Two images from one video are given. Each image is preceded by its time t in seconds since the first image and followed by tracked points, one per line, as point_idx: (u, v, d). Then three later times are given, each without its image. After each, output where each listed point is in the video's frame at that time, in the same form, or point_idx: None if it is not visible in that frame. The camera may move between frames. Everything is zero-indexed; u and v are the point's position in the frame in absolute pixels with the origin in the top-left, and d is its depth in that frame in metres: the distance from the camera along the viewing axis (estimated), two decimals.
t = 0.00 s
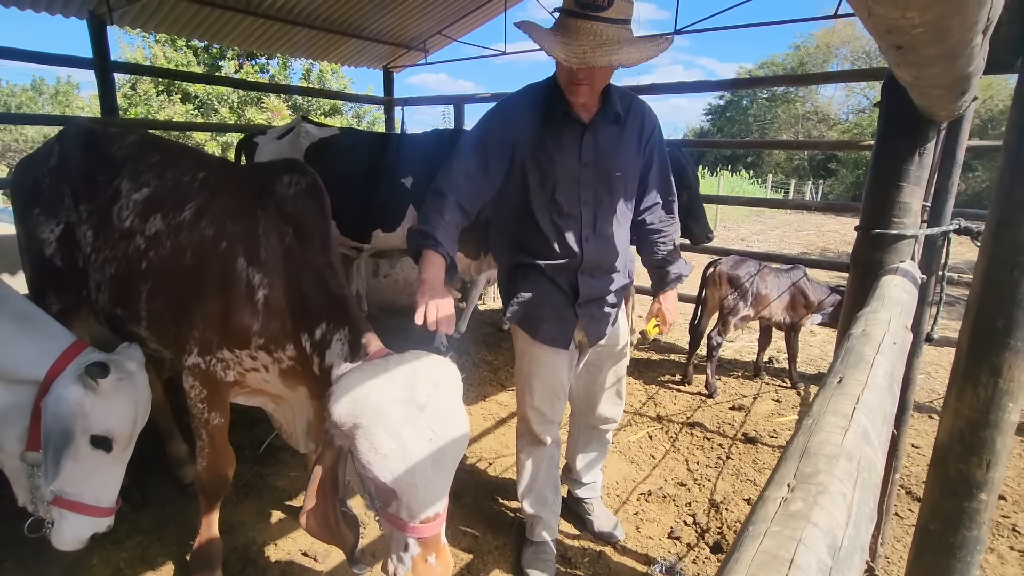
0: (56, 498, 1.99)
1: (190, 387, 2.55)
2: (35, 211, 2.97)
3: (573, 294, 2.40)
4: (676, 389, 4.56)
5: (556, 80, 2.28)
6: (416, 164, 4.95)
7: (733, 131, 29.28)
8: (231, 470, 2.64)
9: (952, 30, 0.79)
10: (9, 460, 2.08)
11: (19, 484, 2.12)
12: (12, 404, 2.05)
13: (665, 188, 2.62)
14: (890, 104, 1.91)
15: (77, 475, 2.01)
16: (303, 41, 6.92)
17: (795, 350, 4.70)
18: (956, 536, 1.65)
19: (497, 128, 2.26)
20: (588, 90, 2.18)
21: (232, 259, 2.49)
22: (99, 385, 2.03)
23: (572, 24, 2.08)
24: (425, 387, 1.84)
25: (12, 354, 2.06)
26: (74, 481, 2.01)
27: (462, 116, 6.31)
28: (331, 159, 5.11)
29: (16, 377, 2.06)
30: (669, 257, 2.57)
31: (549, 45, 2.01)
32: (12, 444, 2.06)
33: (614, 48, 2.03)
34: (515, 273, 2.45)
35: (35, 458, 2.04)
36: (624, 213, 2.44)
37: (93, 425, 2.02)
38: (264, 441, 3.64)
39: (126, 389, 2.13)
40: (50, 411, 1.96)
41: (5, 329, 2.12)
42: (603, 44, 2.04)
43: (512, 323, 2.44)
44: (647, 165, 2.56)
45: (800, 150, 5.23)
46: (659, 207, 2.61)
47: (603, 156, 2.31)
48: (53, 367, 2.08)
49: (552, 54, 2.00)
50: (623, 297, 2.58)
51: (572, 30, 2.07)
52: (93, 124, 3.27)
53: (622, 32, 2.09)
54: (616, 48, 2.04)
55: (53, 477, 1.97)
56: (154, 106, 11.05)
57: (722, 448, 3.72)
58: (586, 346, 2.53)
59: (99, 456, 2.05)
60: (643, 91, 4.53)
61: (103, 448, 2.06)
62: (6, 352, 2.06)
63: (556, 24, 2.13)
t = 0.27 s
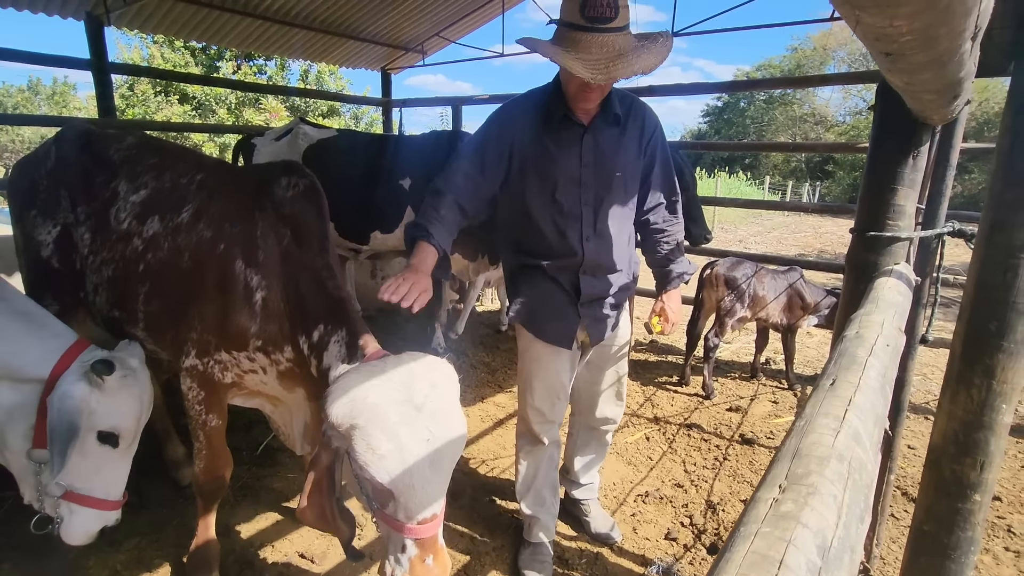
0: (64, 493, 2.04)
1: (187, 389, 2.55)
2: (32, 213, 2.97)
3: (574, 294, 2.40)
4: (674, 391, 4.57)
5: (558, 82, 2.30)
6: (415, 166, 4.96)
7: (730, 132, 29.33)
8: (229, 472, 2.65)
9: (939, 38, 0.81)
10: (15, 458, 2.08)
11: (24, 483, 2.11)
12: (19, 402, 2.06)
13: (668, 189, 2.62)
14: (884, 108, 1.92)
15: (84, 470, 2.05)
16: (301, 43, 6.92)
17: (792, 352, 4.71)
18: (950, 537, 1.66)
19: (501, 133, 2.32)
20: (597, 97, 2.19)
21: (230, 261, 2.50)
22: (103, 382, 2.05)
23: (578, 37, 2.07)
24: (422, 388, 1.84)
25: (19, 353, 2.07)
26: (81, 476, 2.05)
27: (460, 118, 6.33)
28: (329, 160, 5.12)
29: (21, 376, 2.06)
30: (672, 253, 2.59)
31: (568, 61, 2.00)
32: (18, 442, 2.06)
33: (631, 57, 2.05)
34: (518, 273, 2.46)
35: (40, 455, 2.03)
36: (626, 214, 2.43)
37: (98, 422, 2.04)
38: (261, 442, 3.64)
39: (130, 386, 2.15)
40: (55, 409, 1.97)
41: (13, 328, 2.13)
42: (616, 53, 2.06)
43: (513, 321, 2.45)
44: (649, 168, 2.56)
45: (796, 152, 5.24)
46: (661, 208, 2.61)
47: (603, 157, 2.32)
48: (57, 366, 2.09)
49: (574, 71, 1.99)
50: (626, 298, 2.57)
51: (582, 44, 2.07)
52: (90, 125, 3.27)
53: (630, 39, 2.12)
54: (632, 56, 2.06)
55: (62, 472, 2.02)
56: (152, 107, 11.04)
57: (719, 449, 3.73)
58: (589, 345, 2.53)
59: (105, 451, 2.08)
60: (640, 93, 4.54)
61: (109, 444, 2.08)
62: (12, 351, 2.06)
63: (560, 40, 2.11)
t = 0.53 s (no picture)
0: (67, 492, 2.05)
1: (184, 391, 2.56)
2: (29, 213, 2.97)
3: (575, 293, 2.42)
4: (670, 391, 4.58)
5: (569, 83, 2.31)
6: (413, 167, 4.96)
7: (727, 133, 29.38)
8: (225, 473, 2.64)
9: (927, 44, 0.81)
10: (14, 460, 2.05)
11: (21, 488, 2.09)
12: (17, 403, 2.05)
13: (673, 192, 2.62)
14: (878, 111, 1.93)
15: (87, 469, 2.07)
16: (298, 43, 6.92)
17: (788, 352, 4.73)
18: (943, 537, 1.67)
19: (508, 132, 2.33)
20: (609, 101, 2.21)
21: (227, 262, 2.50)
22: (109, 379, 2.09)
23: (591, 49, 2.08)
24: (418, 389, 1.85)
25: (17, 354, 2.07)
26: (84, 474, 2.07)
27: (457, 119, 6.34)
28: (328, 160, 5.13)
29: (21, 377, 2.06)
30: (676, 249, 2.60)
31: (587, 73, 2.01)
32: (17, 445, 2.05)
33: (646, 64, 2.09)
34: (522, 273, 2.49)
35: (42, 455, 2.02)
36: (625, 213, 2.43)
37: (104, 419, 2.07)
38: (257, 443, 3.64)
39: (133, 384, 2.19)
40: (64, 405, 2.00)
41: (9, 329, 2.12)
42: (631, 61, 2.08)
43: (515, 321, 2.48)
44: (653, 171, 2.55)
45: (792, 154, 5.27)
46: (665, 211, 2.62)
47: (607, 159, 2.33)
48: (57, 366, 2.09)
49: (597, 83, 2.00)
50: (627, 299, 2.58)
51: (597, 55, 2.08)
52: (86, 126, 3.27)
53: (640, 47, 2.14)
54: (645, 63, 2.09)
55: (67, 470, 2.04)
56: (148, 107, 11.01)
57: (716, 450, 3.74)
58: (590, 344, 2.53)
59: (109, 450, 2.10)
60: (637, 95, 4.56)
61: (113, 441, 2.10)
62: (9, 352, 2.07)
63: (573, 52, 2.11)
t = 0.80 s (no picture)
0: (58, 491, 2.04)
1: (180, 391, 2.56)
2: (24, 213, 2.96)
3: (579, 292, 2.42)
4: (667, 392, 4.59)
5: (581, 84, 2.32)
6: (413, 166, 5.02)
7: (724, 134, 29.44)
8: (221, 473, 2.64)
9: (919, 47, 0.82)
10: (6, 459, 2.05)
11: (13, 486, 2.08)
12: (13, 402, 2.05)
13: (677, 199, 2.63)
14: (873, 113, 1.94)
15: (79, 469, 2.06)
16: (296, 43, 6.91)
17: (783, 353, 4.74)
18: (936, 537, 1.68)
19: (519, 134, 2.37)
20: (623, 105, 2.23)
21: (223, 261, 2.50)
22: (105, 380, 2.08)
23: (613, 55, 2.08)
24: (414, 390, 1.85)
25: (15, 353, 2.08)
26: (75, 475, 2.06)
27: (454, 119, 6.34)
28: (325, 158, 5.10)
29: (17, 375, 2.07)
30: (676, 248, 2.60)
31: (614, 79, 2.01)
32: (10, 443, 2.05)
33: (665, 70, 2.12)
34: (526, 272, 2.49)
35: (36, 454, 2.02)
36: (628, 213, 2.45)
37: (99, 420, 2.06)
38: (253, 443, 3.63)
39: (130, 385, 2.18)
40: (61, 404, 2.01)
41: (6, 327, 2.12)
42: (651, 66, 2.11)
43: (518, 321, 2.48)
44: (658, 176, 2.56)
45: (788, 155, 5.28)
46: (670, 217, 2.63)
47: (613, 161, 2.34)
48: (53, 365, 2.09)
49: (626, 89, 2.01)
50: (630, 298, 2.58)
51: (620, 60, 2.08)
52: (82, 125, 3.26)
53: (656, 52, 2.17)
54: (664, 69, 2.13)
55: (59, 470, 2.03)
56: (144, 105, 10.97)
57: (712, 450, 3.75)
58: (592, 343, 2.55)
59: (102, 450, 2.09)
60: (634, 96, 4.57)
61: (106, 442, 2.09)
62: (7, 351, 2.07)
63: (594, 57, 2.10)
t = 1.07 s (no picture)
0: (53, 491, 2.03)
1: (175, 390, 2.55)
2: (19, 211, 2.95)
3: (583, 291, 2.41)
4: (663, 391, 4.60)
5: (591, 86, 2.33)
6: (410, 165, 5.04)
7: (720, 135, 29.49)
8: (216, 473, 2.64)
9: (915, 48, 0.82)
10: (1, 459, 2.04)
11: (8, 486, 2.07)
12: (7, 402, 2.04)
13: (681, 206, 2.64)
14: (869, 114, 1.95)
15: (75, 467, 2.06)
16: (292, 41, 6.90)
17: (779, 353, 4.76)
18: (931, 535, 1.69)
19: (530, 134, 2.37)
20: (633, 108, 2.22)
21: (219, 260, 2.49)
22: (99, 379, 2.08)
23: (626, 57, 2.08)
24: (412, 388, 1.85)
25: (6, 353, 2.06)
26: (70, 474, 2.06)
27: (451, 119, 6.34)
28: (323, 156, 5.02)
29: (10, 375, 2.05)
30: (677, 246, 2.54)
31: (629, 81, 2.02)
32: (5, 443, 2.04)
33: (677, 72, 2.14)
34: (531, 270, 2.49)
35: (31, 454, 2.01)
36: (632, 213, 2.45)
37: (93, 419, 2.06)
38: (249, 443, 3.63)
39: (124, 384, 2.18)
40: (52, 404, 2.00)
41: None
42: (664, 68, 2.12)
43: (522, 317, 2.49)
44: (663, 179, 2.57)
45: (784, 155, 5.30)
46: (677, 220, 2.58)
47: (618, 163, 2.35)
48: (47, 365, 2.08)
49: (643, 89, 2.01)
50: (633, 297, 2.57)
51: (635, 62, 2.09)
52: (77, 123, 3.25)
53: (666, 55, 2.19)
54: (677, 71, 2.14)
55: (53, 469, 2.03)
56: (139, 103, 10.93)
57: (708, 449, 3.76)
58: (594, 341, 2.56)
59: (96, 449, 2.09)
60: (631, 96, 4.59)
61: (101, 440, 2.09)
62: None
63: (608, 60, 2.10)
